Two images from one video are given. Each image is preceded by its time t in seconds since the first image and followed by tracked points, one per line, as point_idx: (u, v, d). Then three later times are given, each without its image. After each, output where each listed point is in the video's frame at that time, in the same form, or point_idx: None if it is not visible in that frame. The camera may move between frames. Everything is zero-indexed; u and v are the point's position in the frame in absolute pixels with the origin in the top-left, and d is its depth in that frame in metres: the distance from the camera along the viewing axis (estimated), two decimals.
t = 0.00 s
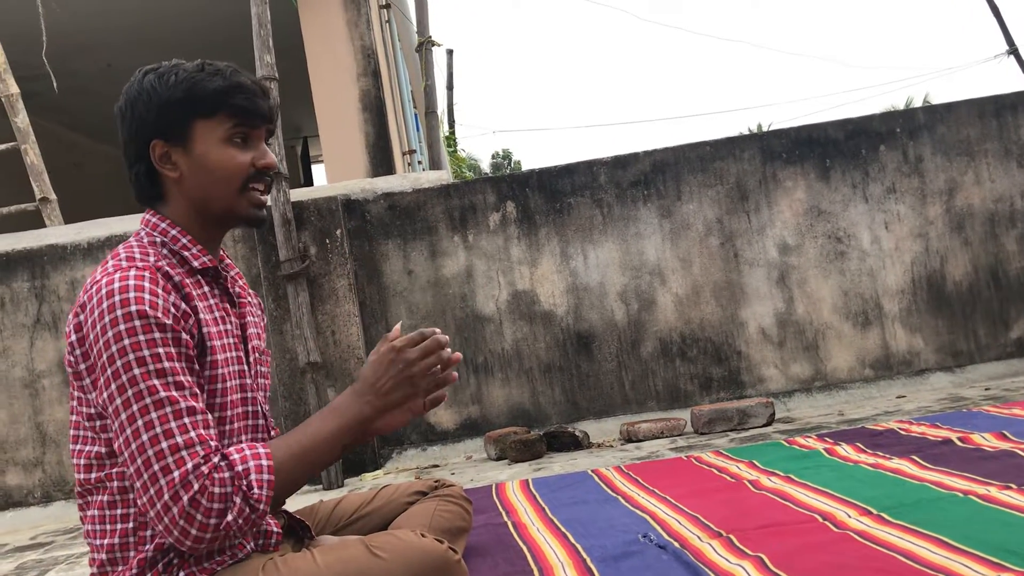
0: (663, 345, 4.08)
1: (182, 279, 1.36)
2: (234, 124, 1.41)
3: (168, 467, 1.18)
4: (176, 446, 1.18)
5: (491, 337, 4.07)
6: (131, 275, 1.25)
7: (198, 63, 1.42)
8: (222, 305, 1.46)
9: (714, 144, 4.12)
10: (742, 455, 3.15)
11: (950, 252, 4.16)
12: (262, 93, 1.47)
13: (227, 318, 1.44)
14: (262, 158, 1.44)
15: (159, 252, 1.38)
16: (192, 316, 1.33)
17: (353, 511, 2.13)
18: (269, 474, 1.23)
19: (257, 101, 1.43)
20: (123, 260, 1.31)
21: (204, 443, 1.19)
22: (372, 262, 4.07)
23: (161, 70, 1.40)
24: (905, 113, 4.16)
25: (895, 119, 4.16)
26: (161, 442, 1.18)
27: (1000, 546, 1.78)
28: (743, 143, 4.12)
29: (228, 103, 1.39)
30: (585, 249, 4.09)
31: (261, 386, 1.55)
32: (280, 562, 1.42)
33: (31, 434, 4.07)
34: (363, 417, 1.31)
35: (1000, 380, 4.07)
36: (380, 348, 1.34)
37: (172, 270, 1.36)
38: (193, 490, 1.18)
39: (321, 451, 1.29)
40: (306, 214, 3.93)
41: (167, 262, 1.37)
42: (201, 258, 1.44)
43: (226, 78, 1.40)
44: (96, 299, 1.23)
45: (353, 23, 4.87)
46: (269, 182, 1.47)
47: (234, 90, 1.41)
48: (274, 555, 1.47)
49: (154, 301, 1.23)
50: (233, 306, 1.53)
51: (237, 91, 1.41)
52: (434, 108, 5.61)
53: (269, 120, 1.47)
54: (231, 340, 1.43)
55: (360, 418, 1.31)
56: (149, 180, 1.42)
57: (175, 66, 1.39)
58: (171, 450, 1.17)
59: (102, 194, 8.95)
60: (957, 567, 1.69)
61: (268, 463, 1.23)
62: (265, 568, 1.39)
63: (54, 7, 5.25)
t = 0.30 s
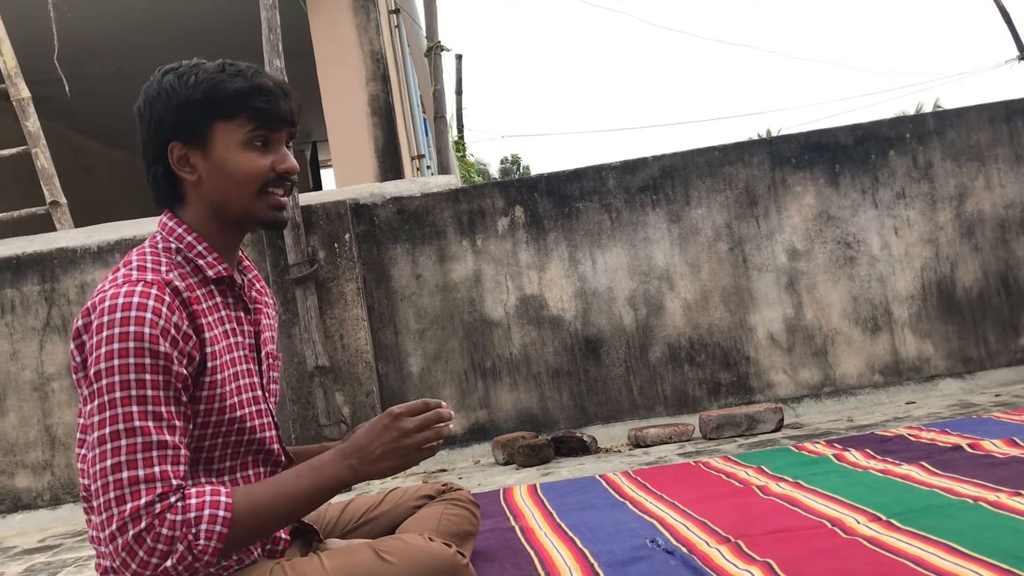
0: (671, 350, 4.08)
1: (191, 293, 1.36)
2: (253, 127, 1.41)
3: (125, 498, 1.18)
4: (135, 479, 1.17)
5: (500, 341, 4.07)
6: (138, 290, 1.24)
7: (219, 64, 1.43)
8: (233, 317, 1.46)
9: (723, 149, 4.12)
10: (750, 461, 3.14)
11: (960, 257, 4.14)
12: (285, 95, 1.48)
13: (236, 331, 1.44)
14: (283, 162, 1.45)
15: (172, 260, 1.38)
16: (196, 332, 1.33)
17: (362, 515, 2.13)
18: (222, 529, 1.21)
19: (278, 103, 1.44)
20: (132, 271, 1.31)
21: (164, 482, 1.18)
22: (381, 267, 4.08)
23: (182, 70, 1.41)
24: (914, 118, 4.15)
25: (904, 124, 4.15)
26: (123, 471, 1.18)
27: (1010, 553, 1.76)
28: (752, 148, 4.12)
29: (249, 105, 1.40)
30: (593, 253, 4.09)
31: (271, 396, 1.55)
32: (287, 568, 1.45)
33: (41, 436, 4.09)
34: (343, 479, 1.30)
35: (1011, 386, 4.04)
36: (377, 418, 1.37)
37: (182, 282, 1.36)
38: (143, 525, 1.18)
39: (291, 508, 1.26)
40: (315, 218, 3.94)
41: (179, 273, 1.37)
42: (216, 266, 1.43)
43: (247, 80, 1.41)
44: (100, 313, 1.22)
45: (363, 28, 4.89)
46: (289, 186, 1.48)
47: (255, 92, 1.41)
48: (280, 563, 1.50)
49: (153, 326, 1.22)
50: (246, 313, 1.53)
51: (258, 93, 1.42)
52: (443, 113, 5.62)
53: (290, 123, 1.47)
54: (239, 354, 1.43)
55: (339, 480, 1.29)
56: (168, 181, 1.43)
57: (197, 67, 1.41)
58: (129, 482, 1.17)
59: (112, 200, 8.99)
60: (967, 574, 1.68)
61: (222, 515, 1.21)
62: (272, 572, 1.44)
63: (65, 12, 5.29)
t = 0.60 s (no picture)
0: (681, 353, 4.07)
1: (200, 297, 1.37)
2: (255, 131, 1.42)
3: (132, 503, 1.19)
4: (142, 484, 1.18)
5: (509, 343, 4.07)
6: (145, 295, 1.25)
7: (220, 67, 1.43)
8: (242, 320, 1.46)
9: (733, 151, 4.11)
10: (760, 463, 3.13)
11: (971, 259, 4.13)
12: (287, 96, 1.47)
13: (244, 334, 1.44)
14: (286, 164, 1.45)
15: (180, 265, 1.39)
16: (204, 337, 1.33)
17: (373, 517, 2.14)
18: (228, 535, 1.21)
19: (280, 105, 1.44)
20: (141, 276, 1.31)
21: (169, 488, 1.19)
22: (390, 269, 4.09)
23: (183, 74, 1.41)
24: (925, 120, 4.14)
25: (915, 126, 4.14)
26: (130, 477, 1.18)
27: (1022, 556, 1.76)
28: (762, 150, 4.11)
29: (249, 110, 1.40)
30: (603, 255, 4.09)
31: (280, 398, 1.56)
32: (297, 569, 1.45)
33: (52, 438, 4.10)
34: (354, 485, 1.29)
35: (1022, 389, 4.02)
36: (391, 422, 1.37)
37: (191, 287, 1.37)
38: (149, 530, 1.19)
39: (302, 515, 1.26)
40: (324, 220, 3.95)
41: (188, 278, 1.38)
42: (223, 270, 1.44)
43: (247, 82, 1.41)
44: (108, 318, 1.23)
45: (372, 30, 4.90)
46: (294, 188, 1.49)
47: (255, 96, 1.41)
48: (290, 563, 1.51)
49: (160, 332, 1.22)
50: (256, 315, 1.53)
51: (258, 96, 1.42)
52: (453, 115, 5.63)
53: (293, 124, 1.47)
54: (248, 358, 1.43)
55: (350, 486, 1.29)
56: (173, 187, 1.45)
57: (197, 71, 1.41)
58: (136, 487, 1.18)
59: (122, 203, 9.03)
60: None
61: (228, 521, 1.21)
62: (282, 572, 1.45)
63: (76, 16, 5.32)
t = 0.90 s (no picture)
0: (689, 352, 4.07)
1: (221, 293, 1.39)
2: (253, 150, 1.40)
3: (162, 484, 1.18)
4: (172, 466, 1.18)
5: (518, 344, 4.07)
6: (172, 287, 1.27)
7: (215, 83, 1.39)
8: (258, 320, 1.48)
9: (741, 150, 4.11)
10: (770, 462, 3.13)
11: (981, 258, 4.11)
12: (282, 108, 1.43)
13: (261, 334, 1.46)
14: (289, 178, 1.44)
15: (200, 262, 1.41)
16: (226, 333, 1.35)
17: (382, 516, 2.14)
18: (256, 508, 1.18)
19: (275, 123, 1.40)
20: (163, 270, 1.33)
21: (200, 467, 1.18)
22: (399, 269, 4.10)
23: (179, 95, 1.39)
24: (934, 118, 4.13)
25: (924, 125, 4.12)
26: (160, 459, 1.18)
27: None
28: (770, 150, 4.11)
29: (244, 131, 1.38)
30: (611, 255, 4.09)
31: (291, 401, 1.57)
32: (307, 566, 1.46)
33: (64, 438, 4.13)
34: (383, 452, 1.26)
35: None
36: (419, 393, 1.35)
37: (212, 283, 1.39)
38: (179, 509, 1.17)
39: (334, 488, 1.23)
40: (334, 221, 3.97)
41: (208, 275, 1.40)
42: (243, 269, 1.46)
43: (241, 103, 1.37)
44: (134, 310, 1.25)
45: (380, 32, 4.91)
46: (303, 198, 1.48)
47: (249, 117, 1.38)
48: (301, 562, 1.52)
49: (188, 321, 1.24)
50: (270, 317, 1.55)
51: (253, 117, 1.38)
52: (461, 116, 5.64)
53: (293, 137, 1.44)
54: (263, 357, 1.44)
55: (378, 452, 1.26)
56: (185, 204, 1.48)
57: (193, 90, 1.38)
58: (167, 468, 1.18)
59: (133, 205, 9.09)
60: None
61: (256, 495, 1.18)
62: (292, 571, 1.46)
63: (87, 19, 5.36)
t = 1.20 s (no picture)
0: (700, 350, 4.06)
1: (217, 290, 1.41)
2: (250, 135, 1.40)
3: (200, 475, 1.18)
4: (205, 455, 1.18)
5: (528, 342, 4.07)
6: (168, 290, 1.28)
7: (218, 68, 1.41)
8: (258, 314, 1.48)
9: (751, 146, 4.10)
10: (781, 459, 3.12)
11: (992, 253, 4.09)
12: (285, 96, 1.44)
13: (262, 327, 1.46)
14: (285, 168, 1.44)
15: (194, 261, 1.42)
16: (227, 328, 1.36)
17: (393, 513, 2.14)
18: (292, 466, 1.17)
19: (276, 108, 1.41)
20: (159, 275, 1.33)
21: (232, 451, 1.18)
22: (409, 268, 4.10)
23: (182, 77, 1.41)
24: (945, 113, 4.11)
25: (934, 120, 4.11)
26: (193, 452, 1.18)
27: None
28: (780, 146, 4.09)
29: (243, 115, 1.38)
30: (621, 253, 4.09)
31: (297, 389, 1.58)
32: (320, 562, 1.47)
33: (76, 437, 4.15)
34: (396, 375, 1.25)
35: None
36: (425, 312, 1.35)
37: (207, 281, 1.40)
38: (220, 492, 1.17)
39: (363, 427, 1.22)
40: (343, 219, 3.97)
41: (202, 275, 1.41)
42: (235, 264, 1.47)
43: (244, 86, 1.39)
44: (133, 317, 1.25)
45: (389, 30, 4.91)
46: (299, 191, 1.48)
47: (251, 100, 1.39)
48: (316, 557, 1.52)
49: (189, 320, 1.24)
50: (270, 306, 1.54)
51: (253, 100, 1.39)
52: (470, 114, 5.64)
53: (292, 125, 1.45)
54: (265, 349, 1.44)
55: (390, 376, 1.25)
56: (178, 185, 1.47)
57: (197, 74, 1.40)
58: (201, 459, 1.18)
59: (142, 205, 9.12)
60: (1004, 572, 1.67)
61: (287, 454, 1.17)
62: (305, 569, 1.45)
63: (96, 20, 5.37)
